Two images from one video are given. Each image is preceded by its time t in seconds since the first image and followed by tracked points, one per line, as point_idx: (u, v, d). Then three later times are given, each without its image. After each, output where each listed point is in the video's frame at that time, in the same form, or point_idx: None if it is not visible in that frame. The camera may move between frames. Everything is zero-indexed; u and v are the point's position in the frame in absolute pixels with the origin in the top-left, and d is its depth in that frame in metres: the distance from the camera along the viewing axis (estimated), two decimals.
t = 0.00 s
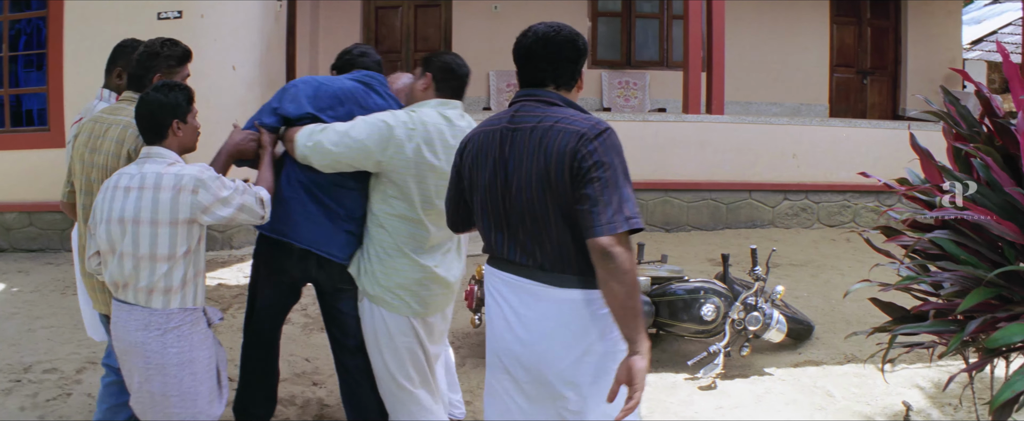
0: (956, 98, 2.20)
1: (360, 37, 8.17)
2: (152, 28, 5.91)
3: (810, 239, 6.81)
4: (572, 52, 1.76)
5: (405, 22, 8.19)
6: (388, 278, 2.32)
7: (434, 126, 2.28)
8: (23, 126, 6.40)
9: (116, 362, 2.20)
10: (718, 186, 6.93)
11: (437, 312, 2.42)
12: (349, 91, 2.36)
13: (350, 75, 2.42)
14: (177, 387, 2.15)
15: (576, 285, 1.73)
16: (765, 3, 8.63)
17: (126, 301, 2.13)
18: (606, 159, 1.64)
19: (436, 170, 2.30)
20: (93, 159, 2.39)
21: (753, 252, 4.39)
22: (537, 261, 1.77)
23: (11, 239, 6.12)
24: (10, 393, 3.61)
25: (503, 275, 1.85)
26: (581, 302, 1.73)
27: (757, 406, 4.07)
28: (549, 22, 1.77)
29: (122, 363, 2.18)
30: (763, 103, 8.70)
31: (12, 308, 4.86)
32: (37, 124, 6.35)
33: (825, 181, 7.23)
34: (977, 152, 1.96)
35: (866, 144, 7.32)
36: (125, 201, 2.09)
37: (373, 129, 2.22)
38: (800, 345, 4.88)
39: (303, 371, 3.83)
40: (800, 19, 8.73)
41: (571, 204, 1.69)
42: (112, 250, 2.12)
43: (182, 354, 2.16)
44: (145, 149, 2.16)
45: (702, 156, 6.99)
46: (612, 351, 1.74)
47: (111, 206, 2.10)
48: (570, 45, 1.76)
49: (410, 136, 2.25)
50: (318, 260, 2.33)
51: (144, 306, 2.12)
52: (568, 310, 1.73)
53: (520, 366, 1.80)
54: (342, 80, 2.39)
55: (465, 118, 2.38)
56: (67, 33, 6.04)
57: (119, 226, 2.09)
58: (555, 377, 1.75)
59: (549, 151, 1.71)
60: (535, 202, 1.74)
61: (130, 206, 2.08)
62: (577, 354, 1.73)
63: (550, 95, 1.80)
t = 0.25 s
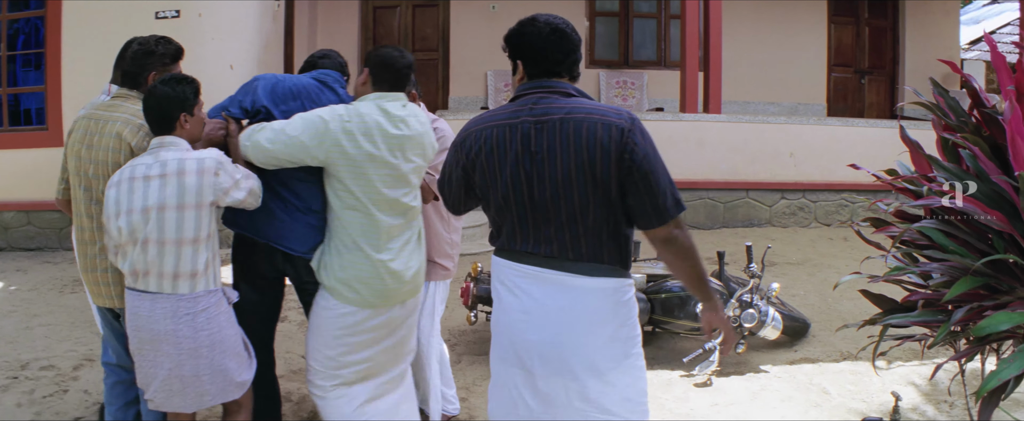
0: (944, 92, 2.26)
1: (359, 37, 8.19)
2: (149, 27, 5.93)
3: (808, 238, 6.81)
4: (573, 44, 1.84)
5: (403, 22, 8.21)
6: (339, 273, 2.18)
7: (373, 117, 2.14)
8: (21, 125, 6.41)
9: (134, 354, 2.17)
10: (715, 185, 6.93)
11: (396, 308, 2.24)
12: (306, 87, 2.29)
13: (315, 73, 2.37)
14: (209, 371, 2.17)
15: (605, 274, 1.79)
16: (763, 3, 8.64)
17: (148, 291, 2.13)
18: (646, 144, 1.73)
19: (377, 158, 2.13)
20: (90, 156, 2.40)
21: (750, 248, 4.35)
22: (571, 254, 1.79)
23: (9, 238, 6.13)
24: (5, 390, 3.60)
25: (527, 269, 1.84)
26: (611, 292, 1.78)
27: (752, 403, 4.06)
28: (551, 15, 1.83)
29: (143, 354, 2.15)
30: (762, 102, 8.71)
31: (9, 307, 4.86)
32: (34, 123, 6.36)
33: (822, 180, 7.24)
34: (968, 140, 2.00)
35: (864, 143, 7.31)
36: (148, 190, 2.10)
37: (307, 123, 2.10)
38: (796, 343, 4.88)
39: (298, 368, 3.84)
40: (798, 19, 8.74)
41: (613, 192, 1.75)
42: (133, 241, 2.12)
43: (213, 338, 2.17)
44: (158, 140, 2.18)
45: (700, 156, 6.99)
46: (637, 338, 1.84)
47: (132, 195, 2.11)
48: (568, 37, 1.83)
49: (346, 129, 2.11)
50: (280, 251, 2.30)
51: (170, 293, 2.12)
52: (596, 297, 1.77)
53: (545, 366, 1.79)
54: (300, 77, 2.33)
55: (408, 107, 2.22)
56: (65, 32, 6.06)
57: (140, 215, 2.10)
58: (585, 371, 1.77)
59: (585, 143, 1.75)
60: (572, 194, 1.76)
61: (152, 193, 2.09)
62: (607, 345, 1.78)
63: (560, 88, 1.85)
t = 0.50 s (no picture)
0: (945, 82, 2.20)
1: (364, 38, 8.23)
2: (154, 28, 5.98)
3: (812, 239, 6.80)
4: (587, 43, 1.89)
5: (408, 24, 8.25)
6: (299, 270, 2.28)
7: (336, 119, 2.24)
8: (27, 125, 6.46)
9: (173, 345, 2.26)
10: (718, 187, 6.93)
11: (353, 311, 2.32)
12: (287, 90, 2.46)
13: (299, 77, 2.55)
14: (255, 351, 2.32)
15: (633, 268, 1.83)
16: (767, 4, 8.64)
17: (189, 282, 2.23)
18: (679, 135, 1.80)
19: (336, 159, 2.22)
20: (79, 155, 2.44)
21: (752, 248, 4.35)
22: (608, 248, 1.81)
23: (15, 238, 6.18)
24: (10, 388, 3.62)
25: (559, 264, 1.84)
26: (637, 284, 1.83)
27: (754, 402, 4.05)
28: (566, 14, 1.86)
29: (186, 344, 2.24)
30: (766, 104, 8.72)
31: (15, 306, 4.90)
32: (40, 123, 6.41)
33: (826, 182, 7.23)
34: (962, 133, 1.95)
35: (868, 144, 7.30)
36: (185, 185, 2.20)
37: (275, 119, 2.24)
38: (799, 343, 4.87)
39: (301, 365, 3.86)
40: (802, 20, 8.74)
41: (651, 184, 1.81)
42: (172, 236, 2.22)
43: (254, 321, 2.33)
44: (181, 133, 2.28)
45: (704, 157, 6.97)
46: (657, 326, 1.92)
47: (170, 191, 2.20)
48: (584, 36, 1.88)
49: (309, 127, 2.22)
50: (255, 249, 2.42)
51: (215, 280, 2.24)
52: (630, 291, 1.83)
53: (578, 363, 1.83)
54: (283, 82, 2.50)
55: (378, 112, 2.33)
56: (71, 33, 6.10)
57: (178, 209, 2.20)
58: (615, 363, 1.83)
59: (623, 137, 1.78)
60: (611, 188, 1.80)
61: (191, 188, 2.21)
62: (634, 336, 1.85)
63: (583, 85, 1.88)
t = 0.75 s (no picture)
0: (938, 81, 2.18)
1: (365, 43, 8.26)
2: (156, 32, 6.03)
3: (813, 243, 6.79)
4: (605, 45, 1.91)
5: (409, 28, 8.27)
6: (292, 259, 2.37)
7: (325, 112, 2.37)
8: (29, 129, 6.49)
9: (185, 338, 2.30)
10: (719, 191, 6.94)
11: (341, 296, 2.41)
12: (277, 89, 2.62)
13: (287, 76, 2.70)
14: (263, 344, 2.36)
15: (649, 267, 1.86)
16: (768, 9, 8.65)
17: (201, 276, 2.28)
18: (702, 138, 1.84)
19: (327, 148, 2.33)
20: (70, 155, 2.47)
21: (750, 251, 4.35)
22: (629, 248, 1.84)
23: (17, 241, 6.21)
24: (11, 389, 3.63)
25: (579, 263, 1.85)
26: (653, 283, 1.85)
27: (753, 405, 4.04)
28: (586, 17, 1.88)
29: (198, 336, 2.29)
30: (768, 109, 8.72)
31: (17, 308, 4.92)
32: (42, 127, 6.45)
33: (827, 186, 7.22)
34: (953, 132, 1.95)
35: (869, 148, 7.29)
36: (197, 182, 2.25)
37: (265, 115, 2.36)
38: (799, 346, 4.86)
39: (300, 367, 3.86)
40: (803, 25, 8.74)
41: (675, 185, 1.84)
42: (182, 232, 2.25)
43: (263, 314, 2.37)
44: (193, 133, 2.32)
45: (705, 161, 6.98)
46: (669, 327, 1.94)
47: (183, 188, 2.25)
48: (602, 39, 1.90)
49: (298, 119, 2.33)
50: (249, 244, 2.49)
51: (227, 274, 2.29)
52: (646, 291, 1.85)
53: (596, 363, 1.84)
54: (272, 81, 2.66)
55: (365, 104, 2.45)
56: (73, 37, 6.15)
57: (191, 205, 2.25)
58: (631, 362, 1.85)
59: (649, 139, 1.81)
60: (636, 189, 1.82)
61: (203, 185, 2.26)
62: (650, 336, 1.86)
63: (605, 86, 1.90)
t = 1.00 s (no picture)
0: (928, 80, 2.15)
1: (363, 48, 8.28)
2: (154, 37, 6.07)
3: (809, 247, 6.79)
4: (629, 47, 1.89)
5: (407, 34, 8.28)
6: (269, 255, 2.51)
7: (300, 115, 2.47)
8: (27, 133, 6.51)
9: (173, 334, 2.39)
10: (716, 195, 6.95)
11: (314, 290, 2.54)
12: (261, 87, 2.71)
13: (272, 75, 2.78)
14: (246, 338, 2.43)
15: (656, 272, 1.84)
16: (765, 13, 8.67)
17: (186, 272, 2.36)
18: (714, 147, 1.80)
19: (299, 151, 2.44)
20: (71, 155, 2.48)
21: (745, 254, 4.34)
22: (631, 252, 1.83)
23: (15, 245, 6.22)
24: (7, 391, 3.63)
25: (579, 265, 1.86)
26: (658, 288, 1.84)
27: (749, 408, 4.03)
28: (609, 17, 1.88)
29: (183, 330, 2.38)
30: (765, 113, 8.74)
31: (14, 311, 4.93)
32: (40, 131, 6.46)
33: (824, 190, 7.23)
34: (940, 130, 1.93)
35: (866, 152, 7.30)
36: (181, 181, 2.35)
37: (244, 119, 2.46)
38: (795, 349, 4.86)
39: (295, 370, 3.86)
40: (800, 30, 8.76)
41: (678, 193, 1.81)
42: (167, 230, 2.35)
43: (246, 309, 2.44)
44: (175, 136, 2.43)
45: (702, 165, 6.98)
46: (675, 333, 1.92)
47: (166, 188, 2.34)
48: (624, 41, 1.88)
49: (273, 122, 2.44)
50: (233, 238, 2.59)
51: (209, 269, 2.37)
52: (646, 295, 1.83)
53: (596, 365, 1.85)
54: (257, 81, 2.75)
55: (341, 107, 2.55)
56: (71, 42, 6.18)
57: (176, 204, 2.34)
58: (633, 366, 1.84)
59: (656, 145, 1.79)
60: (639, 194, 1.81)
61: (186, 184, 2.35)
62: (655, 341, 1.85)
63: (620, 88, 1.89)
